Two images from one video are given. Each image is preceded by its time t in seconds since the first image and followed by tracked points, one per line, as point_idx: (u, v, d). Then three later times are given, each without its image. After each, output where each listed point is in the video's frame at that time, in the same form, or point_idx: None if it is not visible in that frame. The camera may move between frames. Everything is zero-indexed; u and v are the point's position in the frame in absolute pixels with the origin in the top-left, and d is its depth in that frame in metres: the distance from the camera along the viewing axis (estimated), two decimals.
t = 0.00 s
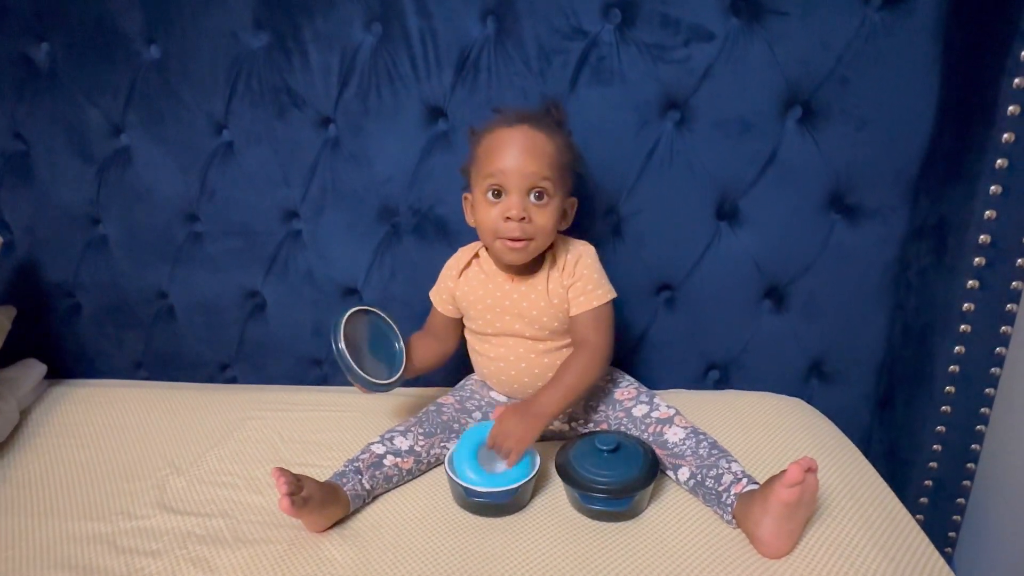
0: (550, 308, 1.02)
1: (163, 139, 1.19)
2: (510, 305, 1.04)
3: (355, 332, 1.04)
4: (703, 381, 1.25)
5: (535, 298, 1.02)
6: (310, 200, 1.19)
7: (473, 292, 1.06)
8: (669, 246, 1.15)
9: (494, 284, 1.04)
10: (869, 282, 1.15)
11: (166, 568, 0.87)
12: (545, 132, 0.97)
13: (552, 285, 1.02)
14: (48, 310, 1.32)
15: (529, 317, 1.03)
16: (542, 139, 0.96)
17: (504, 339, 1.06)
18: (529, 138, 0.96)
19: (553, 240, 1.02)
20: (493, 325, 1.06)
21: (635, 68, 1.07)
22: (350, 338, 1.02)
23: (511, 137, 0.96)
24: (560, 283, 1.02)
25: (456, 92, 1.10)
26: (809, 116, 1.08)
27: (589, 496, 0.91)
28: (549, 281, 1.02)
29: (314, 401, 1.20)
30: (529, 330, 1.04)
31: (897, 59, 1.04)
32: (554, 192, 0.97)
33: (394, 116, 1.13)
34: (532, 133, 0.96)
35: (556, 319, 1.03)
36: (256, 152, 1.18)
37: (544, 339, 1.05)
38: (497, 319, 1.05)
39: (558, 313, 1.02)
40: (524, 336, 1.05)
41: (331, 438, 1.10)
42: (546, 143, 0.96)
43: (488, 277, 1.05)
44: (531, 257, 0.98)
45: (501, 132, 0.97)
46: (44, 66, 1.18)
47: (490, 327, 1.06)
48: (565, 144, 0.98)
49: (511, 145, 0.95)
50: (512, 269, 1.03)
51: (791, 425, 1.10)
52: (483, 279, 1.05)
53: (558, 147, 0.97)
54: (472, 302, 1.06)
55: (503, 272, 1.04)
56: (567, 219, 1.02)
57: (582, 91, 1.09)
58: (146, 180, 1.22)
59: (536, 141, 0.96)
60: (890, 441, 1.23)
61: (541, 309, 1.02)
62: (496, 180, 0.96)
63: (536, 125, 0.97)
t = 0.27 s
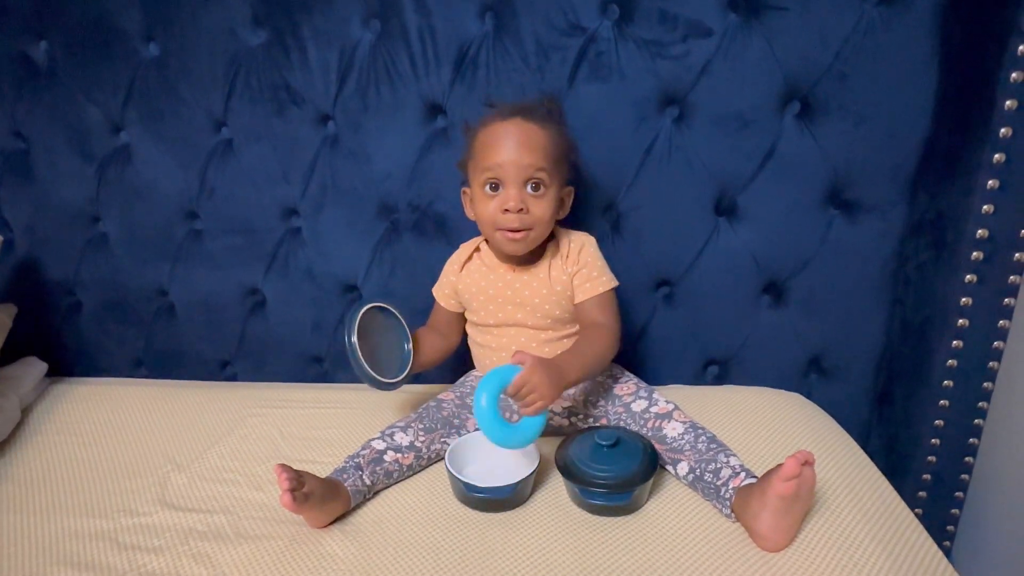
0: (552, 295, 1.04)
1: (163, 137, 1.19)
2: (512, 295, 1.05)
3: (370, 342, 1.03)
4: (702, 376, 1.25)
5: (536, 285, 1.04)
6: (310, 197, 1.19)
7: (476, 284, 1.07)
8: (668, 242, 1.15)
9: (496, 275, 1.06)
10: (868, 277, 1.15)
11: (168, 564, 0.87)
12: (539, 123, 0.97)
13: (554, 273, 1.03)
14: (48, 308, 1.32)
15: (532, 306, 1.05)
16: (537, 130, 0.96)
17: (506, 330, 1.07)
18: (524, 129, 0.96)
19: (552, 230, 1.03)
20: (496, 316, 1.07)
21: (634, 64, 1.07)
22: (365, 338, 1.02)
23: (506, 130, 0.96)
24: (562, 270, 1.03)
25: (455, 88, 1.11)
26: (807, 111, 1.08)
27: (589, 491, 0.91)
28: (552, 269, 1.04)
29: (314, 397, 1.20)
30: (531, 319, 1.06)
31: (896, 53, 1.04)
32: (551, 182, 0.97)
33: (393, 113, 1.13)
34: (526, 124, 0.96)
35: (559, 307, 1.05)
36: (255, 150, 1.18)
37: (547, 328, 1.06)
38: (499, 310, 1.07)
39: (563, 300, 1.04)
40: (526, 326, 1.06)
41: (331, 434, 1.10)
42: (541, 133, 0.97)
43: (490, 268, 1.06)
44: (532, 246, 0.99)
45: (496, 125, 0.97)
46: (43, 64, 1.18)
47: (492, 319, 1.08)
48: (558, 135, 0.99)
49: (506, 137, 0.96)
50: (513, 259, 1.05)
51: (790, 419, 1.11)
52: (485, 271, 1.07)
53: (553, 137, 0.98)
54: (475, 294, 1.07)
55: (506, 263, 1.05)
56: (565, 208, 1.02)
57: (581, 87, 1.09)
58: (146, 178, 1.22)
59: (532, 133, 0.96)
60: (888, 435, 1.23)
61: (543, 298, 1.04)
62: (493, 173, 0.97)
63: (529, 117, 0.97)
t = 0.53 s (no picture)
0: (552, 288, 1.03)
1: (159, 136, 1.19)
2: (513, 291, 1.05)
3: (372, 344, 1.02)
4: (700, 373, 1.25)
5: (537, 279, 1.04)
6: (307, 196, 1.19)
7: (476, 280, 1.07)
8: (665, 240, 1.15)
9: (496, 271, 1.06)
10: (865, 273, 1.15)
11: (167, 564, 0.87)
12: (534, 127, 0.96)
13: (554, 267, 1.03)
14: (45, 308, 1.31)
15: (532, 302, 1.05)
16: (532, 137, 0.95)
17: (505, 326, 1.07)
18: (519, 137, 0.95)
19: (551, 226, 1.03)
20: (495, 312, 1.07)
21: (631, 62, 1.07)
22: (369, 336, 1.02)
23: (501, 138, 0.95)
24: (562, 263, 1.03)
25: (452, 86, 1.10)
26: (804, 108, 1.08)
27: (587, 489, 0.91)
28: (552, 263, 1.03)
29: (312, 396, 1.20)
30: (531, 314, 1.05)
31: (892, 50, 1.04)
32: (548, 187, 0.97)
33: (390, 112, 1.13)
34: (521, 131, 0.95)
35: (560, 303, 1.04)
36: (252, 149, 1.18)
37: (546, 324, 1.05)
38: (499, 305, 1.06)
39: (564, 293, 1.03)
40: (526, 322, 1.06)
41: (330, 433, 1.10)
42: (536, 139, 0.95)
43: (490, 265, 1.06)
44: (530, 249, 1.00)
45: (491, 131, 0.96)
46: (38, 64, 1.18)
47: (492, 315, 1.07)
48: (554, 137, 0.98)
49: (502, 147, 0.95)
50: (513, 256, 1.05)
51: (788, 416, 1.11)
52: (484, 267, 1.06)
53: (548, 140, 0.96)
54: (475, 290, 1.07)
55: (506, 261, 1.05)
56: (563, 204, 1.02)
57: (578, 85, 1.09)
58: (143, 178, 1.22)
59: (528, 139, 0.95)
60: (886, 431, 1.24)
61: (544, 293, 1.04)
62: (490, 181, 0.96)
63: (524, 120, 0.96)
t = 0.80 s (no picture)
0: (544, 303, 1.01)
1: (150, 132, 1.18)
2: (502, 305, 1.02)
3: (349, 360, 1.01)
4: (697, 368, 1.25)
5: (528, 293, 1.01)
6: (300, 192, 1.18)
7: (466, 289, 1.05)
8: (662, 235, 1.15)
9: (486, 283, 1.03)
10: (862, 268, 1.15)
11: (161, 563, 0.86)
12: (531, 131, 0.95)
13: (547, 280, 1.00)
14: (37, 306, 1.31)
15: (523, 317, 1.02)
16: (528, 143, 0.94)
17: (497, 339, 1.05)
18: (515, 143, 0.94)
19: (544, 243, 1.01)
20: (487, 325, 1.05)
21: (626, 55, 1.06)
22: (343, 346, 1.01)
23: (494, 144, 0.94)
24: (554, 276, 1.00)
25: (446, 81, 1.10)
26: (800, 102, 1.08)
27: (583, 486, 0.91)
28: (544, 277, 1.01)
29: (307, 394, 1.19)
30: (523, 328, 1.03)
31: (889, 43, 1.03)
32: (542, 199, 0.95)
33: (384, 107, 1.12)
34: (517, 136, 0.94)
35: (553, 316, 1.02)
36: (244, 145, 1.17)
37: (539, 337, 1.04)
38: (490, 317, 1.04)
39: (559, 296, 1.00)
40: (518, 335, 1.04)
41: (325, 430, 1.09)
42: (532, 144, 0.94)
43: (480, 275, 1.04)
44: (520, 263, 0.99)
45: (487, 135, 0.95)
46: (27, 59, 1.17)
47: (483, 325, 1.05)
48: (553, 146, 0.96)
49: (494, 153, 0.94)
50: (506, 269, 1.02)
51: (785, 411, 1.11)
52: (476, 277, 1.04)
53: (546, 146, 0.95)
54: (465, 299, 1.05)
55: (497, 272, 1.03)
56: (558, 217, 1.00)
57: (573, 79, 1.08)
58: (134, 175, 1.21)
59: (525, 145, 0.94)
60: (882, 426, 1.23)
61: (535, 308, 1.01)
62: (482, 188, 0.95)
63: (523, 121, 0.95)
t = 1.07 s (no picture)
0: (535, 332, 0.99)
1: (139, 128, 1.17)
2: (492, 331, 1.01)
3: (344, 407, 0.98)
4: (692, 365, 1.24)
5: (519, 323, 0.99)
6: (292, 189, 1.17)
7: (455, 309, 1.03)
8: (657, 231, 1.14)
9: (476, 306, 1.01)
10: (858, 263, 1.14)
11: (151, 564, 0.85)
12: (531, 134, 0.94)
13: (538, 309, 0.99)
14: (26, 304, 1.29)
15: (514, 344, 1.01)
16: (527, 145, 0.93)
17: (488, 361, 1.04)
18: (513, 144, 0.93)
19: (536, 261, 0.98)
20: (478, 348, 1.04)
21: (620, 49, 1.05)
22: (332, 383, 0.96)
23: (492, 146, 0.93)
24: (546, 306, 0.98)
25: (438, 76, 1.08)
26: (796, 96, 1.07)
27: (578, 485, 0.90)
28: (536, 306, 0.99)
29: (300, 392, 1.18)
30: (514, 353, 1.02)
31: (884, 36, 1.03)
32: (538, 203, 0.93)
33: (376, 102, 1.11)
34: (516, 137, 0.93)
35: (544, 342, 1.00)
36: (235, 141, 1.15)
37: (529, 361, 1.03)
38: (479, 342, 1.03)
39: (552, 325, 0.99)
40: (508, 360, 1.03)
41: (318, 430, 1.08)
42: (531, 147, 0.93)
43: (470, 297, 1.02)
44: (509, 272, 0.95)
45: (487, 136, 0.94)
46: (14, 54, 1.15)
47: (473, 347, 1.04)
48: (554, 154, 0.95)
49: (492, 155, 0.92)
50: (496, 292, 1.00)
51: (781, 406, 1.10)
52: (466, 299, 1.02)
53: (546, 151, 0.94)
54: (454, 320, 1.04)
55: (487, 293, 1.01)
56: (553, 237, 0.98)
57: (567, 74, 1.07)
58: (124, 171, 1.19)
59: (524, 147, 0.93)
60: (878, 422, 1.23)
61: (526, 334, 1.00)
62: (477, 186, 0.93)
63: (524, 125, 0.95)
